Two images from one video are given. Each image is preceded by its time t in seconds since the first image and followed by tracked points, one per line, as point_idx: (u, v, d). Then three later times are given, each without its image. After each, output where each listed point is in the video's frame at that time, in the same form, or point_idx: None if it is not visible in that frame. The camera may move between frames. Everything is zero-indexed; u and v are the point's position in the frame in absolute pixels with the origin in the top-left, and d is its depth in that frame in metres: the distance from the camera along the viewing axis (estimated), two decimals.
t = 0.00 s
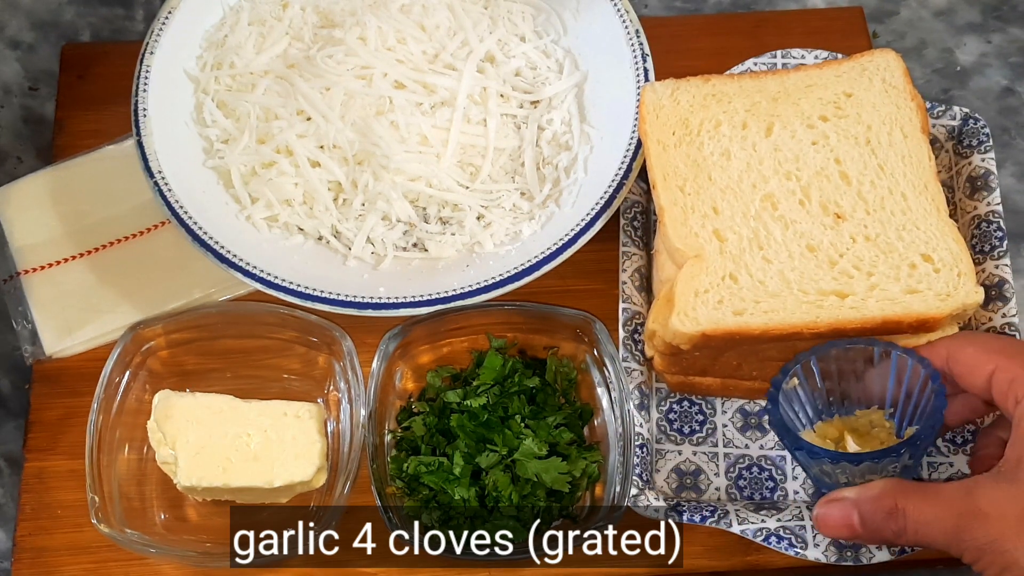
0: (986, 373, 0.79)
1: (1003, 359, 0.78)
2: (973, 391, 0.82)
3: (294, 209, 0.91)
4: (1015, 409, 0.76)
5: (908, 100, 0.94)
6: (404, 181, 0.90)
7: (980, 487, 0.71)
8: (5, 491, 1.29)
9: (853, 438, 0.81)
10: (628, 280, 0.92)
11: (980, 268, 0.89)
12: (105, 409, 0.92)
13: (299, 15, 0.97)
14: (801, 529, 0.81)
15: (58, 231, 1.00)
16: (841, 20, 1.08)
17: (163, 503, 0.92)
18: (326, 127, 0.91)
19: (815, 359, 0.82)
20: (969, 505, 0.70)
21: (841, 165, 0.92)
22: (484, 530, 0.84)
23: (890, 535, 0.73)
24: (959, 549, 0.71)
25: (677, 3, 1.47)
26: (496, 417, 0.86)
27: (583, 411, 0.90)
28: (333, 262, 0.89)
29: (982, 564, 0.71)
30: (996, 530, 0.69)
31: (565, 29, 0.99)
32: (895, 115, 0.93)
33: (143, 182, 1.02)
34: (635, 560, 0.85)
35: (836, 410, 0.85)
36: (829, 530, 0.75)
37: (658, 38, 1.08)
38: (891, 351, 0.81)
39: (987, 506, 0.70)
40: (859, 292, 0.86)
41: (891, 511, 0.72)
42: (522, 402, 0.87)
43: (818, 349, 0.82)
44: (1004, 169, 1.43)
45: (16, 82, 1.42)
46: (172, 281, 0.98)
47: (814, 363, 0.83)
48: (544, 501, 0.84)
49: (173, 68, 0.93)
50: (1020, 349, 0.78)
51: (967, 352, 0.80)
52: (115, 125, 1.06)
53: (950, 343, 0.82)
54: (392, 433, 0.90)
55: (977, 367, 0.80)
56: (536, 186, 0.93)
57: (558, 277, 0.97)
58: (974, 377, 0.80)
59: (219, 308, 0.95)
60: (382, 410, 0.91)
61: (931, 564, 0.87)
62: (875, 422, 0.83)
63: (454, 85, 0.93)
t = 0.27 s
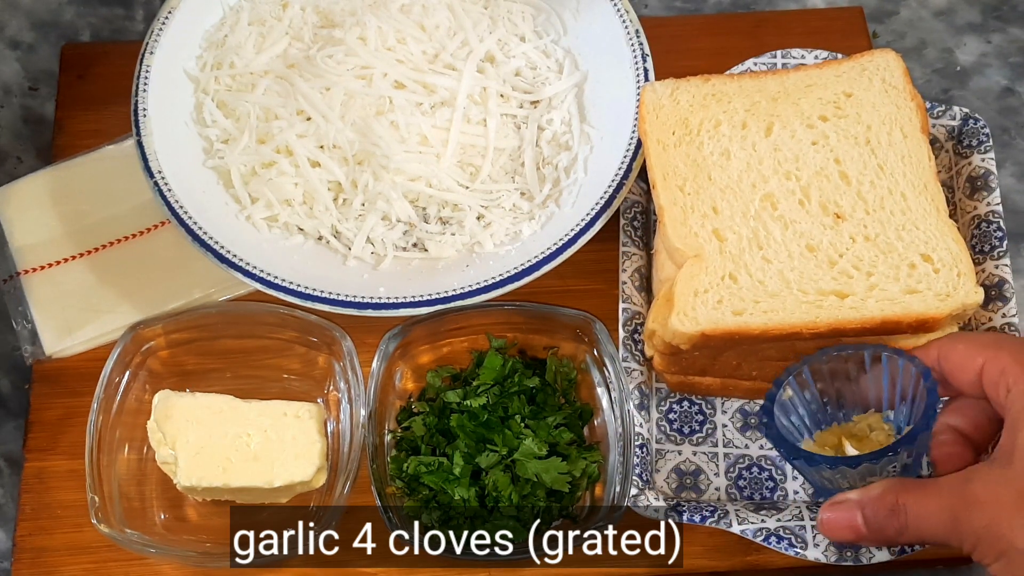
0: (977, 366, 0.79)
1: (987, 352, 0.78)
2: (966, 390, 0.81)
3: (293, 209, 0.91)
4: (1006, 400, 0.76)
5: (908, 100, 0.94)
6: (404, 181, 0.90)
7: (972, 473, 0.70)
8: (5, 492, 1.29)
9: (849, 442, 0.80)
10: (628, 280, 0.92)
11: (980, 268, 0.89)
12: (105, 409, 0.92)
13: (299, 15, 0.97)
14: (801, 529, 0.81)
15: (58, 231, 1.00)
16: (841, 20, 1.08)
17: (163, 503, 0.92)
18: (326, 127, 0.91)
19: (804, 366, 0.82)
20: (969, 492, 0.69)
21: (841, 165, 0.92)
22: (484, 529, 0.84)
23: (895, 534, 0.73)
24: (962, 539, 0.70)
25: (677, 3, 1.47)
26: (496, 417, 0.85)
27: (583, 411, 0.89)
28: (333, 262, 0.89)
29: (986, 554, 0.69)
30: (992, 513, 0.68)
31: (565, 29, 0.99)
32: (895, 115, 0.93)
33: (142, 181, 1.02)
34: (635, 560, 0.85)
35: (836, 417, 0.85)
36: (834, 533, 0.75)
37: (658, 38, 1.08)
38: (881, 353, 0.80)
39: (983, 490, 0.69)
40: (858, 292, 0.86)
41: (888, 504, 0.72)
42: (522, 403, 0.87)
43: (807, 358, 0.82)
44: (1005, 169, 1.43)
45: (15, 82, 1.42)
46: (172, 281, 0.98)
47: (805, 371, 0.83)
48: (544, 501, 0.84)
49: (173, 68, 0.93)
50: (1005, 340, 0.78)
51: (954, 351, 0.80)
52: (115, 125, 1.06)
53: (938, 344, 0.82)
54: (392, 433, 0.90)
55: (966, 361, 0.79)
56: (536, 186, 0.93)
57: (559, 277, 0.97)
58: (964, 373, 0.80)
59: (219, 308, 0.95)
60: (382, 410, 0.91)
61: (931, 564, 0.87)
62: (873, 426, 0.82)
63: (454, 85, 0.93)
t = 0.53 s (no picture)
0: (969, 359, 0.78)
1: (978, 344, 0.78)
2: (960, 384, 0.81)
3: (294, 209, 0.91)
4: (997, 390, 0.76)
5: (909, 100, 0.94)
6: (404, 181, 0.90)
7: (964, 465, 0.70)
8: (5, 492, 1.29)
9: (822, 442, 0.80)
10: (629, 280, 0.92)
11: (980, 268, 0.89)
12: (105, 409, 0.92)
13: (299, 15, 0.97)
14: (801, 529, 0.81)
15: (58, 231, 1.00)
16: (841, 20, 1.08)
17: (163, 503, 0.92)
18: (326, 127, 0.91)
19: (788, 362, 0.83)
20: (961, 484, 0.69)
21: (841, 165, 0.92)
22: (484, 529, 0.84)
23: (889, 531, 0.73)
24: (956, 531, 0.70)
25: (677, 3, 1.47)
26: (496, 417, 0.85)
27: (583, 411, 0.89)
28: (333, 262, 0.89)
29: (978, 546, 0.69)
30: (982, 504, 0.68)
31: (565, 29, 0.99)
32: (895, 115, 0.93)
33: (142, 181, 1.02)
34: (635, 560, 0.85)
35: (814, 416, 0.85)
36: (831, 533, 0.76)
37: (658, 38, 1.08)
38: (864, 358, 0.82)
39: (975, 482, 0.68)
40: (859, 292, 0.86)
41: (881, 500, 0.73)
42: (522, 403, 0.87)
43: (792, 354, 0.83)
44: (1005, 170, 1.43)
45: (15, 82, 1.42)
46: (171, 281, 0.98)
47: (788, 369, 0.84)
48: (544, 501, 0.84)
49: (173, 68, 0.93)
50: (996, 332, 0.78)
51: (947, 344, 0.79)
52: (115, 125, 1.06)
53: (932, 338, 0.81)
54: (392, 434, 0.90)
55: (958, 355, 0.79)
56: (536, 186, 0.93)
57: (559, 278, 0.97)
58: (957, 367, 0.79)
59: (219, 308, 0.95)
60: (382, 410, 0.91)
61: (931, 564, 0.87)
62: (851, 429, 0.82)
63: (454, 85, 0.93)
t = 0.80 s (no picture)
0: (967, 360, 0.78)
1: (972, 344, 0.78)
2: (957, 388, 0.81)
3: (294, 209, 0.91)
4: (997, 386, 0.75)
5: (909, 100, 0.94)
6: (404, 181, 0.90)
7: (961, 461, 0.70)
8: (5, 492, 1.29)
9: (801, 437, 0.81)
10: (628, 280, 0.92)
11: (979, 268, 0.89)
12: (105, 409, 0.92)
13: (299, 15, 0.97)
14: (801, 529, 0.81)
15: (58, 231, 1.00)
16: (841, 20, 1.08)
17: (163, 503, 0.92)
18: (326, 127, 0.91)
19: (780, 350, 0.83)
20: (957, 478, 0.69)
21: (841, 165, 0.92)
22: (484, 529, 0.84)
23: (889, 525, 0.73)
24: (951, 525, 0.69)
25: (677, 3, 1.47)
26: (496, 417, 0.85)
27: (583, 411, 0.89)
28: (333, 262, 0.89)
29: (976, 543, 0.68)
30: (978, 500, 0.67)
31: (565, 29, 0.99)
32: (895, 115, 0.93)
33: (142, 182, 1.02)
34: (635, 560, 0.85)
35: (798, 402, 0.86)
36: (833, 528, 0.76)
37: (658, 38, 1.08)
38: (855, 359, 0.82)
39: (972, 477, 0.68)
40: (858, 291, 0.86)
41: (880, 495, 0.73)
42: (522, 403, 0.87)
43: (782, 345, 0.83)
44: (1005, 170, 1.43)
45: (15, 82, 1.42)
46: (171, 280, 0.98)
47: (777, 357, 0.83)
48: (544, 501, 0.84)
49: (173, 68, 0.93)
50: (993, 332, 0.78)
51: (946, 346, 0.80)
52: (115, 125, 1.06)
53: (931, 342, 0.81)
54: (392, 433, 0.90)
55: (955, 356, 0.79)
56: (536, 186, 0.93)
57: (559, 277, 0.97)
58: (954, 369, 0.80)
59: (219, 308, 0.95)
60: (382, 410, 0.91)
61: (931, 564, 0.87)
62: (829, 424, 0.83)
63: (454, 85, 0.93)
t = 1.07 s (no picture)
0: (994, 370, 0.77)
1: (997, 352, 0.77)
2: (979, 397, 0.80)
3: (294, 209, 0.91)
4: None
5: (909, 100, 0.94)
6: (404, 181, 0.90)
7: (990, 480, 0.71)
8: (5, 492, 1.29)
9: (787, 440, 0.83)
10: (628, 280, 0.92)
11: (979, 268, 0.89)
12: (105, 409, 0.92)
13: (299, 15, 0.97)
14: (801, 529, 0.80)
15: (58, 230, 1.00)
16: (841, 20, 1.08)
17: (163, 503, 0.92)
18: (326, 127, 0.91)
19: (769, 355, 0.84)
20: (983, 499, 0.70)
21: (841, 165, 0.92)
22: (484, 529, 0.84)
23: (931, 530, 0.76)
24: (976, 539, 0.71)
25: (677, 3, 1.47)
26: (496, 417, 0.85)
27: (583, 411, 0.89)
28: (333, 262, 0.89)
29: (1001, 560, 0.68)
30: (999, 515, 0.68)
31: (565, 29, 0.99)
32: (895, 115, 0.93)
33: (142, 182, 1.02)
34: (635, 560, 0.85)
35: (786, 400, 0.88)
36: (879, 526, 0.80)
37: (658, 38, 1.08)
38: (841, 365, 0.84)
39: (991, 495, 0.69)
40: (858, 291, 0.86)
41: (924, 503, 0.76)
42: (522, 403, 0.87)
43: (774, 347, 0.84)
44: (1005, 170, 1.42)
45: (16, 82, 1.42)
46: (171, 281, 0.98)
47: (768, 359, 0.85)
48: (544, 501, 0.84)
49: (173, 68, 0.93)
50: None
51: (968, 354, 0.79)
52: (116, 125, 1.06)
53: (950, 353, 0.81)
54: (392, 434, 0.90)
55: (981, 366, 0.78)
56: (536, 186, 0.93)
57: (559, 277, 0.97)
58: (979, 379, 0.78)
59: (219, 308, 0.95)
60: (382, 410, 0.91)
61: (931, 564, 0.87)
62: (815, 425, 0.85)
63: (454, 85, 0.93)
